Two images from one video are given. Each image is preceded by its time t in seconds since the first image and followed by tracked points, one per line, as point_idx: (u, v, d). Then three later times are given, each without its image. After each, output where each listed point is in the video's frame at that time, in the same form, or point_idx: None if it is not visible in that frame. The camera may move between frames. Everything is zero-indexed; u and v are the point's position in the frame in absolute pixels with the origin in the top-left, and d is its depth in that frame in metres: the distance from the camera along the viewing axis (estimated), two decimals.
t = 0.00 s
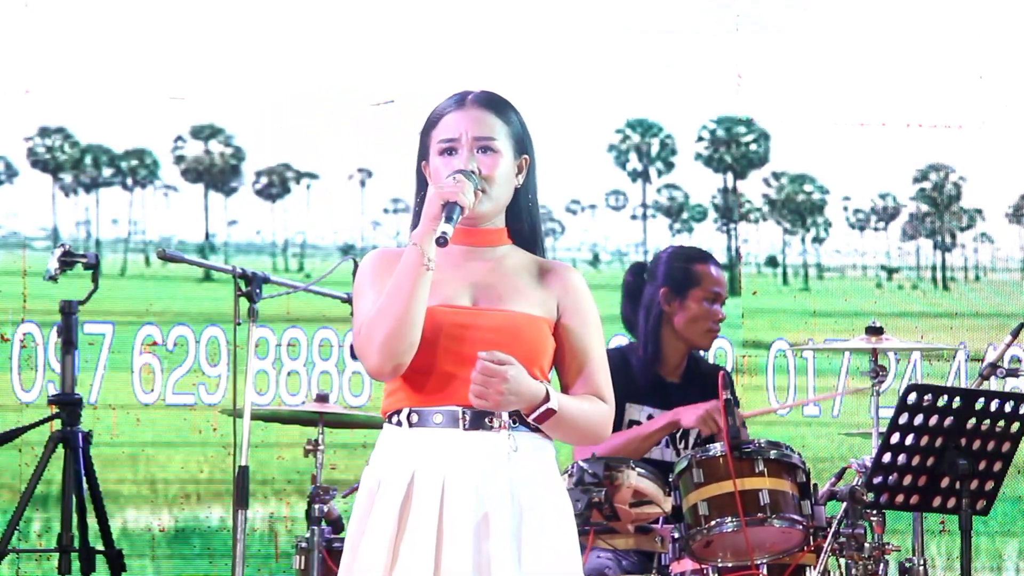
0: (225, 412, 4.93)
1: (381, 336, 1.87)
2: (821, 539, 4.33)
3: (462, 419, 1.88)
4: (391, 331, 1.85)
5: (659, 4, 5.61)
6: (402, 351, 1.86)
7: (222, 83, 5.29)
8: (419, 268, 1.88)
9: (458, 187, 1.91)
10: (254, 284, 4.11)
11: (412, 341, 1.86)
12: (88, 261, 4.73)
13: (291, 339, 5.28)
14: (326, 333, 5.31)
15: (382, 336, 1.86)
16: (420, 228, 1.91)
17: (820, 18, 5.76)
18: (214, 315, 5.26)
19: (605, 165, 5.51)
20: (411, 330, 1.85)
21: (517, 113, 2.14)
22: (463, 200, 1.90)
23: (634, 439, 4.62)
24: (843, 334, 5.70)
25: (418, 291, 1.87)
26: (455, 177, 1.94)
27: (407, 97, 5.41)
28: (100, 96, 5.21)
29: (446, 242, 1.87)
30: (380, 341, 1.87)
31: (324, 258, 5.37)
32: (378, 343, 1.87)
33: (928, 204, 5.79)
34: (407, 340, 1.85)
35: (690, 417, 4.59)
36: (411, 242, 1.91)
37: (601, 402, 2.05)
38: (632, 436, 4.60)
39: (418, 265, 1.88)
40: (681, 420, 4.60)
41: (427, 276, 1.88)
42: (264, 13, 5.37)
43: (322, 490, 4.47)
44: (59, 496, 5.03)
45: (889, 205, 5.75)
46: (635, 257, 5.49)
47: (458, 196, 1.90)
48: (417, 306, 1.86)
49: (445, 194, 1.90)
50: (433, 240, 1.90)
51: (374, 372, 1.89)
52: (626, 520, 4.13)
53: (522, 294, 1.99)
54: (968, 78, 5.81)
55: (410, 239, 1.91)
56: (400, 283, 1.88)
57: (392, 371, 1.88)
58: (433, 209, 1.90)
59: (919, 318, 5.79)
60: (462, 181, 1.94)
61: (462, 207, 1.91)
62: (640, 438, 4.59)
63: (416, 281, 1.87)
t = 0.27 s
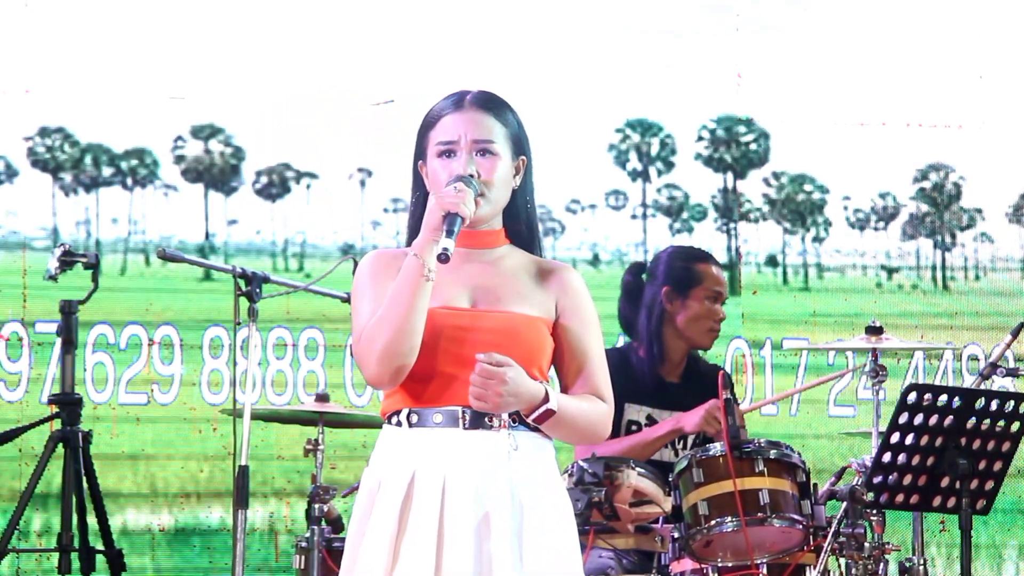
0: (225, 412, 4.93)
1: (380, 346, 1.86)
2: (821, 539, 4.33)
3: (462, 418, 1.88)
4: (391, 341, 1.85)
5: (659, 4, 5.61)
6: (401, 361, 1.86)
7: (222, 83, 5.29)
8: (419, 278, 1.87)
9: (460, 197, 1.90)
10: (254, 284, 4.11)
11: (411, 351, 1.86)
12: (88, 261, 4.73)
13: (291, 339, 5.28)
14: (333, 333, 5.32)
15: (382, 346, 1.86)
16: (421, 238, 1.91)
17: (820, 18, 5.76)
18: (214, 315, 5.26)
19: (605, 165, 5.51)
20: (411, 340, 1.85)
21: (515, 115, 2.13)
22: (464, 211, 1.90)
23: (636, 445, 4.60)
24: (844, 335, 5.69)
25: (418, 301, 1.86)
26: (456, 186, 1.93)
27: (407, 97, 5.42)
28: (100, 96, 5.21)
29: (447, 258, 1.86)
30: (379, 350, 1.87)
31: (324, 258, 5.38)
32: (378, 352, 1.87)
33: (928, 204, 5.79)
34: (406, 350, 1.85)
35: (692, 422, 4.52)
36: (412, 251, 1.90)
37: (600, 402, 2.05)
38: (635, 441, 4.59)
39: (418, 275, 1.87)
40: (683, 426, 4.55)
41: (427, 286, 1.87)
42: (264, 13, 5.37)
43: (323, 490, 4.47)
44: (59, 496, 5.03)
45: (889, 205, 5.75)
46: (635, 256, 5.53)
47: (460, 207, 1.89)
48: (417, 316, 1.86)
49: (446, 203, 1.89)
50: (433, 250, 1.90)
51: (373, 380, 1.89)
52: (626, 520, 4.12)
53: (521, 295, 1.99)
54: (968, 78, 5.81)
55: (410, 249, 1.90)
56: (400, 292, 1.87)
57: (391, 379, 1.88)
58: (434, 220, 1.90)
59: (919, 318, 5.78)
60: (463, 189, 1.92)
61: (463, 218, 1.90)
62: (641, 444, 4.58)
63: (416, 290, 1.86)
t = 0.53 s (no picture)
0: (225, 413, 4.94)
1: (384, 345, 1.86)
2: (821, 539, 4.33)
3: (465, 419, 1.88)
4: (395, 340, 1.85)
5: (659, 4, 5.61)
6: (406, 360, 1.86)
7: (222, 83, 5.30)
8: (423, 278, 1.87)
9: (462, 196, 1.89)
10: (254, 284, 4.11)
11: (415, 350, 1.86)
12: (88, 261, 4.73)
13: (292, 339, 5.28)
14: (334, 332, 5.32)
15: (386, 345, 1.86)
16: (425, 238, 1.91)
17: (820, 18, 5.76)
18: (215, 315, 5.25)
19: (605, 165, 5.51)
20: (414, 340, 1.85)
21: (517, 113, 2.13)
22: (467, 210, 1.89)
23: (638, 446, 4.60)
24: (843, 334, 5.69)
25: (421, 301, 1.86)
26: (458, 185, 1.92)
27: (407, 97, 5.41)
28: (100, 95, 5.21)
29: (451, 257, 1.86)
30: (384, 349, 1.87)
31: (324, 257, 5.38)
32: (382, 352, 1.87)
33: (928, 203, 5.78)
34: (409, 350, 1.85)
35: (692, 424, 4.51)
36: (415, 252, 1.90)
37: (602, 403, 2.05)
38: (635, 441, 4.59)
39: (422, 275, 1.87)
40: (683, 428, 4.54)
41: (430, 286, 1.87)
42: (264, 13, 5.38)
43: (323, 490, 4.47)
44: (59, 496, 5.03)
45: (889, 205, 5.73)
46: (634, 256, 5.52)
47: (463, 205, 1.88)
48: (420, 316, 1.86)
49: (449, 202, 1.88)
50: (436, 250, 1.90)
51: (377, 379, 1.89)
52: (626, 519, 4.11)
53: (524, 296, 1.99)
54: (968, 77, 5.81)
55: (414, 249, 1.90)
56: (403, 292, 1.87)
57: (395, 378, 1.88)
58: (438, 219, 1.90)
59: (919, 317, 5.79)
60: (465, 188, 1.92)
61: (466, 217, 1.89)
62: (642, 444, 4.58)
63: (419, 290, 1.86)
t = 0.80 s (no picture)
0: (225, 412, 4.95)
1: (388, 340, 1.86)
2: (821, 539, 4.34)
3: (470, 421, 1.87)
4: (399, 334, 1.84)
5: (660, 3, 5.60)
6: (410, 356, 1.84)
7: (222, 83, 5.29)
8: (425, 272, 1.88)
9: (463, 191, 1.90)
10: (254, 284, 4.11)
11: (419, 346, 1.85)
12: (87, 261, 4.73)
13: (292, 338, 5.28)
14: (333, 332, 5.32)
15: (390, 340, 1.86)
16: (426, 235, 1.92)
17: (820, 17, 5.76)
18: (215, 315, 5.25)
19: (605, 165, 5.51)
20: (418, 333, 1.84)
21: (524, 112, 2.13)
22: (468, 205, 1.89)
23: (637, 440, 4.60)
24: (844, 334, 5.70)
25: (425, 295, 1.86)
26: (460, 182, 1.93)
27: (408, 97, 5.41)
28: (100, 95, 5.21)
29: (449, 248, 1.87)
30: (387, 345, 1.86)
31: (324, 257, 5.38)
32: (386, 348, 1.86)
33: (928, 203, 5.79)
34: (413, 343, 1.84)
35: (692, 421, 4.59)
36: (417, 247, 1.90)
37: (610, 403, 2.03)
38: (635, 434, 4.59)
39: (424, 270, 1.88)
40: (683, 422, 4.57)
41: (433, 280, 1.88)
42: (263, 13, 5.38)
43: (323, 490, 4.47)
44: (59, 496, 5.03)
45: (889, 205, 5.73)
46: (634, 256, 5.52)
47: (463, 200, 1.89)
48: (423, 310, 1.86)
49: (449, 198, 1.89)
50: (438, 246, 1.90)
51: (381, 377, 1.88)
52: (626, 519, 4.13)
53: (532, 296, 1.97)
54: (968, 77, 5.81)
55: (416, 244, 1.90)
56: (407, 287, 1.87)
57: (400, 373, 1.86)
58: (438, 214, 1.90)
59: (919, 316, 5.79)
60: (467, 185, 1.92)
61: (467, 212, 1.90)
62: (641, 438, 4.58)
63: (423, 284, 1.87)
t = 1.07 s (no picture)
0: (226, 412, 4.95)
1: (386, 345, 1.86)
2: (823, 537, 4.33)
3: (469, 422, 1.86)
4: (397, 339, 1.84)
5: (661, 4, 5.61)
6: (407, 361, 1.85)
7: (223, 83, 5.29)
8: (424, 277, 1.86)
9: (463, 196, 1.86)
10: (256, 283, 4.10)
11: (417, 352, 1.85)
12: (88, 260, 4.73)
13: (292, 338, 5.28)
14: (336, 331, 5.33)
15: (388, 345, 1.85)
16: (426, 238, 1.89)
17: (819, 18, 5.76)
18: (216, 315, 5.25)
19: (605, 165, 5.51)
20: (416, 339, 1.84)
21: (533, 119, 2.13)
22: (467, 210, 1.86)
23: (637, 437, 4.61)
24: (846, 333, 5.64)
25: (424, 300, 1.85)
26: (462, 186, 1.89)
27: (408, 97, 5.41)
28: (100, 95, 5.21)
29: (447, 255, 1.84)
30: (386, 348, 1.86)
31: (325, 257, 5.37)
32: (384, 352, 1.86)
33: (928, 203, 5.80)
34: (411, 349, 1.84)
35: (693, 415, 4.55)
36: (416, 251, 1.88)
37: (613, 405, 2.00)
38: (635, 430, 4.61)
39: (423, 275, 1.86)
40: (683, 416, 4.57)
41: (432, 286, 1.86)
42: (263, 13, 5.38)
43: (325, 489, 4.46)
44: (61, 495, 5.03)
45: (890, 205, 5.78)
46: (635, 256, 5.49)
47: (463, 205, 1.85)
48: (422, 315, 1.85)
49: (449, 202, 1.85)
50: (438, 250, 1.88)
51: (380, 380, 1.89)
52: (627, 518, 4.11)
53: (530, 297, 1.96)
54: (968, 77, 5.82)
55: (415, 248, 1.88)
56: (406, 291, 1.86)
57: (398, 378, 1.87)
58: (439, 219, 1.87)
59: (920, 315, 5.75)
60: (468, 190, 1.89)
61: (467, 217, 1.86)
62: (641, 434, 4.58)
63: (422, 291, 1.85)
